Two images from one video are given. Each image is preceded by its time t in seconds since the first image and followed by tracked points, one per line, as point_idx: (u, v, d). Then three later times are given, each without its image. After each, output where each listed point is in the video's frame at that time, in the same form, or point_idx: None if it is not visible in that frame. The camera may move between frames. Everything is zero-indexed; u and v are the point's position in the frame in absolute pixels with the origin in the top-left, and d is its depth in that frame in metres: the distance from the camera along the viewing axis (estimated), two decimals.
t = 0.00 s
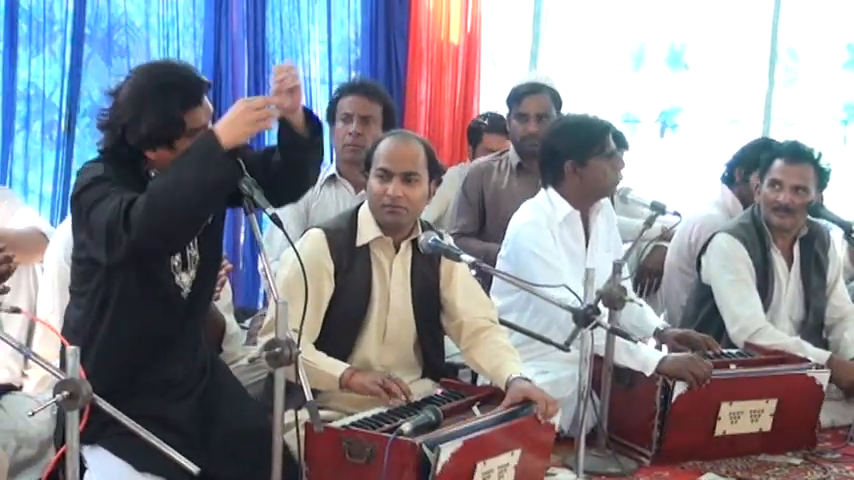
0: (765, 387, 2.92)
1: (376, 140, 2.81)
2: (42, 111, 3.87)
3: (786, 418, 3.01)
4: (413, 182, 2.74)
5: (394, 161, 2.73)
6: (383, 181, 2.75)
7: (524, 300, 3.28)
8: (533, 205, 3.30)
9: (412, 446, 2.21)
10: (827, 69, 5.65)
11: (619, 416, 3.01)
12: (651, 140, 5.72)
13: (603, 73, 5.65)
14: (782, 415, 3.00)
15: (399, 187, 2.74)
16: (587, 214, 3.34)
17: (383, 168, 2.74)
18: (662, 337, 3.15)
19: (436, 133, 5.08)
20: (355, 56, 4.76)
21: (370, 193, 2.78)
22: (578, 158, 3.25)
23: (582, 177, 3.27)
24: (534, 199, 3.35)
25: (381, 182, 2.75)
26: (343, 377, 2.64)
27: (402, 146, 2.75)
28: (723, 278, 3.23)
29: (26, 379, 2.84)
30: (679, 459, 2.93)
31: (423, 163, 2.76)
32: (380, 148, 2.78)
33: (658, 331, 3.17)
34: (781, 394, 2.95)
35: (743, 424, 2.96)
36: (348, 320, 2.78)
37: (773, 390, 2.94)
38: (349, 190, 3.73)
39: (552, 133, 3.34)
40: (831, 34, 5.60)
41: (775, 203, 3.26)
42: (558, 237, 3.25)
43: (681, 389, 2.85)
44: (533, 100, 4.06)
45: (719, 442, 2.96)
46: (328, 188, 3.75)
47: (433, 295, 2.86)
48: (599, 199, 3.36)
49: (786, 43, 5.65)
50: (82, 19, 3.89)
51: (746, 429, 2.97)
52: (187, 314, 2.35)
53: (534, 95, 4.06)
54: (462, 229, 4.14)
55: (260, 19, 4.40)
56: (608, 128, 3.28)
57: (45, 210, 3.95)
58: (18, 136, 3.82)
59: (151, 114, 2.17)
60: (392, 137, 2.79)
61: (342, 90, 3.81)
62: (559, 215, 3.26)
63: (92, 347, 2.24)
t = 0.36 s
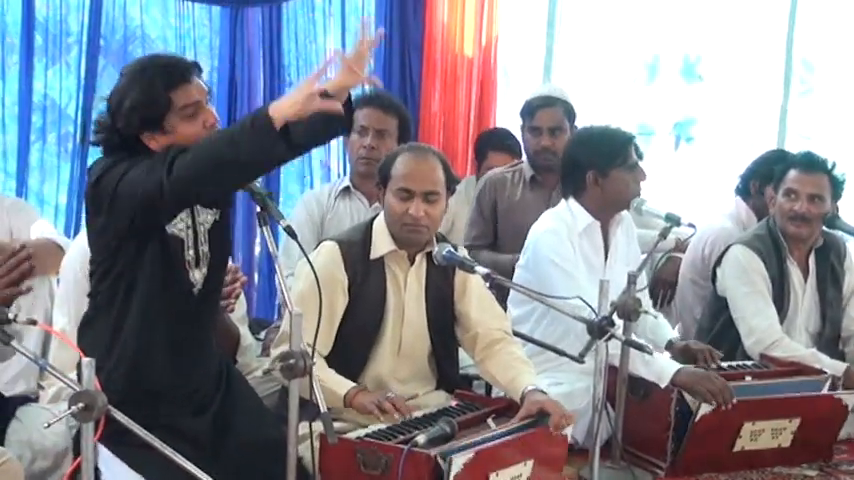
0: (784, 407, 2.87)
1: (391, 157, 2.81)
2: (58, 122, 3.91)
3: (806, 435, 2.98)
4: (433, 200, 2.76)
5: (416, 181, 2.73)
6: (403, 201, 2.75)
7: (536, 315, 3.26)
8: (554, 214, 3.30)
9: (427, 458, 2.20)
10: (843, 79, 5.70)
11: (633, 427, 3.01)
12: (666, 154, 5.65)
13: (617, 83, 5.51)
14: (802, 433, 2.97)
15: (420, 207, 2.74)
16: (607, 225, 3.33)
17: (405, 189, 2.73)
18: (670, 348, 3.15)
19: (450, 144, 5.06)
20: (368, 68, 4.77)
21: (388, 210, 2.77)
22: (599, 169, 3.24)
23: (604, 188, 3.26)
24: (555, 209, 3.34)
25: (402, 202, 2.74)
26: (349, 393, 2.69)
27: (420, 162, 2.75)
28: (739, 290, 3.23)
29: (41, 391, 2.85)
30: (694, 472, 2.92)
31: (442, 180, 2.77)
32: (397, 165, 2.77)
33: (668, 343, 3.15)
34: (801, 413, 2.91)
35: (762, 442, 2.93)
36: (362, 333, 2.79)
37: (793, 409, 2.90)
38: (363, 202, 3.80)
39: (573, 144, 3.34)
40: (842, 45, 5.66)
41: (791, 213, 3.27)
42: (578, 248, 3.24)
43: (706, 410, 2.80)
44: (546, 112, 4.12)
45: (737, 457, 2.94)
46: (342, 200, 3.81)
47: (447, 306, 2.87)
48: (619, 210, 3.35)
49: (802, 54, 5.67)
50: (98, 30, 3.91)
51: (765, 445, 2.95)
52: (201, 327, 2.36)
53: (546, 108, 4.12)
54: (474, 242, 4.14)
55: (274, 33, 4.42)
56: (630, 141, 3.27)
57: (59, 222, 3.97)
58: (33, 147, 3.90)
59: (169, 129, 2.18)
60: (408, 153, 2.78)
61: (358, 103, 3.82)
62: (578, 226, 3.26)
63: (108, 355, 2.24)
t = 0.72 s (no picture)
0: (787, 411, 2.88)
1: (393, 168, 2.77)
2: (60, 128, 3.92)
3: (807, 439, 2.98)
4: (436, 212, 2.72)
5: (419, 195, 2.69)
6: (407, 214, 2.71)
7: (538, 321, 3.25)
8: (557, 220, 3.30)
9: (427, 463, 2.21)
10: (843, 82, 5.74)
11: (634, 433, 3.02)
12: (667, 157, 5.66)
13: (619, 91, 5.52)
14: (804, 436, 2.97)
15: (424, 220, 2.71)
16: (611, 230, 3.33)
17: (409, 203, 2.70)
18: (668, 351, 3.13)
19: (451, 151, 5.07)
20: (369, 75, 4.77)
21: (391, 222, 2.74)
22: (604, 174, 3.24)
23: (608, 194, 3.26)
24: (559, 214, 3.34)
25: (405, 216, 2.71)
26: (349, 398, 2.69)
27: (423, 175, 2.72)
28: (740, 295, 3.24)
29: (42, 396, 2.86)
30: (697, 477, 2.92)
31: (444, 192, 2.74)
32: (400, 178, 2.73)
33: (667, 345, 3.14)
34: (803, 418, 2.92)
35: (763, 446, 2.93)
36: (363, 339, 2.80)
37: (795, 413, 2.90)
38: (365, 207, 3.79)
39: (578, 148, 3.33)
40: (842, 46, 5.69)
41: (792, 218, 3.28)
42: (580, 253, 3.24)
43: (707, 415, 2.80)
44: (547, 118, 4.12)
45: (740, 464, 2.93)
46: (344, 206, 3.82)
47: (449, 311, 2.86)
48: (624, 216, 3.34)
49: (802, 59, 5.67)
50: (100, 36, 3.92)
51: (767, 451, 2.95)
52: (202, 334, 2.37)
53: (547, 114, 4.12)
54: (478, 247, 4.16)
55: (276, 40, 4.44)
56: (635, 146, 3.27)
57: (61, 228, 3.97)
58: (35, 153, 3.90)
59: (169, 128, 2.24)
60: (409, 165, 2.75)
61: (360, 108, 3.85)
62: (582, 232, 3.26)
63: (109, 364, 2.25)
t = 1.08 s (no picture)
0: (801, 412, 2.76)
1: (389, 165, 2.67)
2: (42, 123, 3.77)
3: (823, 445, 2.85)
4: (435, 213, 2.61)
5: (415, 195, 2.58)
6: (403, 214, 2.61)
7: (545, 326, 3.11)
8: (564, 219, 3.15)
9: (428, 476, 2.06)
10: None
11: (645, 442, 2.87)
12: (679, 151, 5.50)
13: (627, 84, 5.42)
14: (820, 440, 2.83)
15: (421, 221, 2.60)
16: (621, 230, 3.18)
17: (404, 203, 2.59)
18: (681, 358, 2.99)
19: (452, 145, 4.92)
20: (369, 63, 4.65)
21: (388, 222, 2.64)
22: (614, 170, 3.09)
23: (619, 191, 3.11)
24: (567, 213, 3.20)
25: (401, 217, 2.61)
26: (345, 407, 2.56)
27: (422, 171, 2.61)
28: (758, 298, 3.09)
29: (21, 404, 2.72)
30: None
31: (443, 190, 2.62)
32: (395, 177, 2.63)
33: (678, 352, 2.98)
34: (817, 420, 2.80)
35: (778, 452, 2.79)
36: (360, 344, 2.65)
37: (809, 414, 2.78)
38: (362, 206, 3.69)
39: (586, 143, 3.19)
40: None
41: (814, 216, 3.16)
42: (589, 254, 3.10)
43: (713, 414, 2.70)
44: (552, 108, 3.99)
45: (754, 472, 2.79)
46: (340, 203, 3.71)
47: (450, 316, 2.72)
48: (635, 216, 3.19)
49: (821, 49, 5.44)
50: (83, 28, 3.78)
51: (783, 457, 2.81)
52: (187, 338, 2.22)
53: (551, 103, 3.99)
54: (478, 246, 4.03)
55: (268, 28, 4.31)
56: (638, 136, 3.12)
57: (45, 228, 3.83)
58: (16, 150, 3.74)
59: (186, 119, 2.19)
60: (405, 163, 2.64)
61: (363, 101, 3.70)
62: (591, 231, 3.11)
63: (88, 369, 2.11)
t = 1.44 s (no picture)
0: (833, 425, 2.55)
1: (381, 156, 2.42)
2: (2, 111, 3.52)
3: None
4: (430, 208, 2.36)
5: (408, 188, 2.33)
6: (394, 210, 2.35)
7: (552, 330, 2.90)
8: (574, 212, 2.94)
9: None
10: None
11: (658, 456, 2.63)
12: (696, 141, 5.21)
13: (639, 69, 5.12)
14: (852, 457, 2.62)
15: (414, 217, 2.34)
16: (636, 223, 2.95)
17: (396, 197, 2.34)
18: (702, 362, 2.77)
19: (450, 136, 4.64)
20: (360, 45, 4.36)
21: (378, 218, 2.38)
22: (628, 159, 2.89)
23: (632, 180, 2.90)
24: (577, 205, 2.98)
25: (393, 212, 2.35)
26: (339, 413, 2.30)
27: (416, 163, 2.36)
28: (783, 299, 2.89)
29: None
30: None
31: (440, 184, 2.37)
32: (386, 169, 2.38)
33: (700, 356, 2.78)
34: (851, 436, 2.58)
35: (808, 470, 2.56)
36: (352, 351, 2.42)
37: (843, 430, 2.57)
38: (354, 201, 3.43)
39: (597, 130, 3.01)
40: None
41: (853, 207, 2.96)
42: (602, 249, 2.88)
43: (738, 430, 2.46)
44: (551, 85, 3.88)
45: None
46: (330, 199, 3.44)
47: (447, 321, 2.49)
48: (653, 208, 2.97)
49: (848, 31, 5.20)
50: (45, 7, 3.53)
51: (811, 475, 2.58)
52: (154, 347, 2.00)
53: (551, 80, 3.88)
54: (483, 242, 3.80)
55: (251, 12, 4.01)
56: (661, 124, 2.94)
57: (3, 225, 3.58)
58: None
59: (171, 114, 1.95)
60: (398, 153, 2.39)
61: (363, 87, 3.50)
62: (603, 225, 2.89)
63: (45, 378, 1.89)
